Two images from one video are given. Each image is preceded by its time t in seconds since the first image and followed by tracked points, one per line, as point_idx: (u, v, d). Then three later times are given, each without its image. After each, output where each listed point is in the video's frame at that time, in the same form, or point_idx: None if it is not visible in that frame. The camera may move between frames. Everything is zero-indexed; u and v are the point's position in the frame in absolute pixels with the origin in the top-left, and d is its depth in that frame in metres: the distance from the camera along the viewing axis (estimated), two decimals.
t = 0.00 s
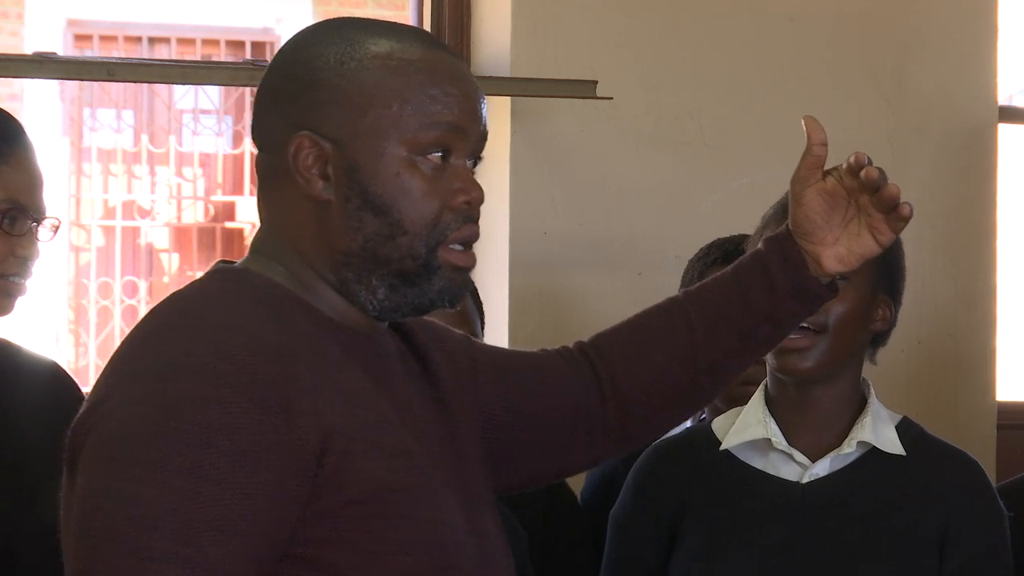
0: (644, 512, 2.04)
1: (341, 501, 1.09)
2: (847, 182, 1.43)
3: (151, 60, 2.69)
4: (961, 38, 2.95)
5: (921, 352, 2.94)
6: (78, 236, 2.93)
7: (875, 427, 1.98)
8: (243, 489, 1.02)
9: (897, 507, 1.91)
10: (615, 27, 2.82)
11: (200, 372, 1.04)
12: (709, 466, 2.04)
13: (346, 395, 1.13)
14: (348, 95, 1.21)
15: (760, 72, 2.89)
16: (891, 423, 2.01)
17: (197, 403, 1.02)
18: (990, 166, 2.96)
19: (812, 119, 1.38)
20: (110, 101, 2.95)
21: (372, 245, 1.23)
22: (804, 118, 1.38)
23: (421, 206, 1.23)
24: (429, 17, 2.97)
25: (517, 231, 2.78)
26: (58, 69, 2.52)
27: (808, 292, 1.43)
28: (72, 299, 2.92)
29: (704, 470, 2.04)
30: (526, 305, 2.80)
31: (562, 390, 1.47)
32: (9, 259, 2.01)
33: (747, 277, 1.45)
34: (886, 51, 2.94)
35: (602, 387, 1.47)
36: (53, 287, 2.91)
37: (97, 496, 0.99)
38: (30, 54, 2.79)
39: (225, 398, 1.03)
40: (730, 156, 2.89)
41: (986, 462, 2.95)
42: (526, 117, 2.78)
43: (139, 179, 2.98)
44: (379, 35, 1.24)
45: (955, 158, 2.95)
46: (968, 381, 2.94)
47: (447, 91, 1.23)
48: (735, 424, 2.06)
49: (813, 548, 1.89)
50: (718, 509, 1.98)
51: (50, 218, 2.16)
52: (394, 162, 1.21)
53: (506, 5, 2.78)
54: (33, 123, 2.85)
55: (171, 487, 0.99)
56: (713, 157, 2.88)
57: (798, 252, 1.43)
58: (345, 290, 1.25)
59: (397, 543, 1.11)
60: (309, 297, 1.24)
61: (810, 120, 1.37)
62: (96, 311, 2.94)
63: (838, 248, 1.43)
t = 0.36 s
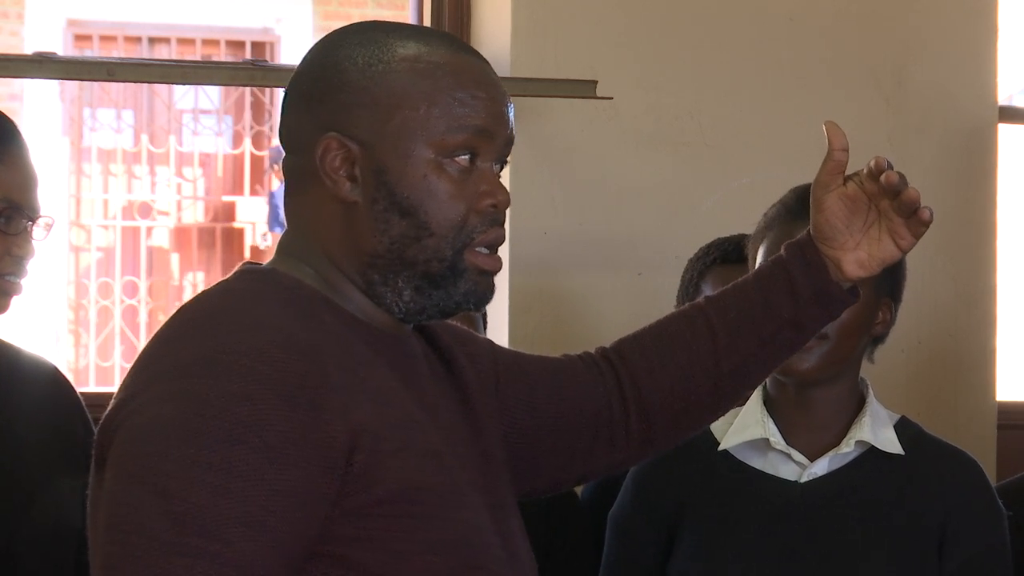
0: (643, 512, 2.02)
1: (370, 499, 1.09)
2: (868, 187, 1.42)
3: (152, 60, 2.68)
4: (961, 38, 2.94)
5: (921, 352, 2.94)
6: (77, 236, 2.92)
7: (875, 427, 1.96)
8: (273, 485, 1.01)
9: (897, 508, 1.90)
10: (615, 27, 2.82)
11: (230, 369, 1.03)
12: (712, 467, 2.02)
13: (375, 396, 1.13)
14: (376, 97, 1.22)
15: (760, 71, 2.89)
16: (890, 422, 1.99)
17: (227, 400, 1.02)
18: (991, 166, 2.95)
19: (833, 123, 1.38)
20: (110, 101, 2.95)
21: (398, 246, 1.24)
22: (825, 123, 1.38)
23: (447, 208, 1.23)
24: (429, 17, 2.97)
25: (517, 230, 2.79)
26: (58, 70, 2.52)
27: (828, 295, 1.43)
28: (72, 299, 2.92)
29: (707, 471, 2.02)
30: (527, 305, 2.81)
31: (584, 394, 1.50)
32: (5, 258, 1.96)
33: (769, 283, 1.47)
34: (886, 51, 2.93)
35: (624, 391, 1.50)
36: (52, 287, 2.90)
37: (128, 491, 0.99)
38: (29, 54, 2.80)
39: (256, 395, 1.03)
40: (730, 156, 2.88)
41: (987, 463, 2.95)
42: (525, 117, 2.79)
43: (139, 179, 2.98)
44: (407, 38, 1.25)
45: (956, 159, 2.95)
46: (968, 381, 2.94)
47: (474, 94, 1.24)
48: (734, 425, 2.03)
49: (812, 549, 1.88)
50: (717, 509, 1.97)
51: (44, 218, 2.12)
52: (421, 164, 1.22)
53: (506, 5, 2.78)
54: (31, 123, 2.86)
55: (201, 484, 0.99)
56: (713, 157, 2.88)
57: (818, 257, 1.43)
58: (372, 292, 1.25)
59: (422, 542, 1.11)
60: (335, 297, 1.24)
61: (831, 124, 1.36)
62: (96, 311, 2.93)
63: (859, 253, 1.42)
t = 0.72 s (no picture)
0: (639, 512, 2.01)
1: (400, 501, 1.08)
2: (866, 194, 1.43)
3: (153, 59, 2.68)
4: (961, 38, 2.94)
5: (921, 352, 2.94)
6: (77, 236, 2.92)
7: (870, 427, 1.96)
8: (302, 488, 1.01)
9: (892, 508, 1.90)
10: (615, 27, 2.82)
11: (256, 370, 1.03)
12: (707, 468, 2.02)
13: (398, 394, 1.14)
14: (388, 94, 1.22)
15: (760, 72, 2.89)
16: (885, 422, 1.98)
17: (255, 402, 1.01)
18: (991, 166, 2.95)
19: (831, 130, 1.38)
20: (110, 101, 2.95)
21: (414, 244, 1.24)
22: (823, 130, 1.38)
23: (461, 204, 1.24)
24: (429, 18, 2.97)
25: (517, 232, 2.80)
26: (58, 70, 2.52)
27: (826, 303, 1.44)
28: (72, 299, 2.92)
29: (702, 472, 2.02)
30: (527, 304, 2.82)
31: (582, 399, 1.50)
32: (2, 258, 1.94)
33: (767, 289, 1.47)
34: (886, 51, 2.93)
35: (621, 398, 1.51)
36: (51, 287, 2.91)
37: (156, 496, 0.98)
38: (29, 54, 2.80)
39: (282, 397, 1.02)
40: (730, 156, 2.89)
41: (987, 463, 2.95)
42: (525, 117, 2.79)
43: (139, 179, 2.98)
44: (415, 34, 1.25)
45: (955, 159, 2.95)
46: (969, 380, 2.94)
47: (485, 90, 1.25)
48: (730, 426, 2.03)
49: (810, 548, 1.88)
50: (715, 509, 1.96)
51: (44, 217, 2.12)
52: (435, 160, 1.23)
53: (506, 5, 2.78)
54: (31, 124, 2.86)
55: (230, 487, 0.98)
56: (713, 157, 2.88)
57: (816, 263, 1.44)
58: (387, 291, 1.26)
59: (452, 543, 1.11)
60: (351, 298, 1.25)
61: (830, 132, 1.37)
62: (95, 311, 2.94)
63: (857, 259, 1.43)
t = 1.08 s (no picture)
0: (638, 513, 2.01)
1: (412, 502, 1.08)
2: (865, 186, 1.43)
3: (153, 59, 2.68)
4: (961, 38, 2.94)
5: (921, 351, 2.94)
6: (77, 236, 2.92)
7: (868, 428, 1.95)
8: (316, 492, 1.00)
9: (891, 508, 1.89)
10: (615, 26, 2.82)
11: (266, 372, 1.02)
12: (705, 468, 2.01)
13: (406, 394, 1.15)
14: (390, 90, 1.22)
15: (760, 71, 2.89)
16: (883, 422, 1.98)
17: (266, 405, 1.00)
18: (991, 166, 2.95)
19: (829, 124, 1.38)
20: (110, 101, 2.94)
21: (419, 241, 1.24)
22: (821, 123, 1.38)
23: (467, 199, 1.24)
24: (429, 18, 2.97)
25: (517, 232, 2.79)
26: (58, 69, 2.51)
27: (826, 298, 1.44)
28: (72, 299, 2.92)
29: (700, 472, 2.01)
30: (527, 304, 2.82)
31: (582, 398, 1.50)
32: (3, 258, 1.93)
33: (765, 285, 1.47)
34: (886, 51, 2.93)
35: (621, 394, 1.50)
36: (52, 288, 2.90)
37: (168, 502, 0.97)
38: (29, 54, 2.80)
39: (293, 399, 1.02)
40: (730, 156, 2.88)
41: (987, 463, 2.94)
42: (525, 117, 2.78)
43: (139, 179, 2.98)
44: (415, 30, 1.25)
45: (956, 159, 2.95)
46: (969, 380, 2.93)
47: (487, 84, 1.25)
48: (728, 426, 2.02)
49: (809, 548, 1.88)
50: (712, 510, 1.96)
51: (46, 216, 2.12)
52: (439, 156, 1.23)
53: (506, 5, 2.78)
54: (31, 124, 2.86)
55: (242, 492, 0.97)
56: (713, 157, 2.88)
57: (815, 257, 1.44)
58: (393, 289, 1.25)
59: (467, 542, 1.10)
60: (356, 297, 1.24)
61: (828, 125, 1.37)
62: (96, 311, 2.93)
63: (856, 253, 1.43)
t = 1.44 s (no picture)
0: (640, 514, 2.01)
1: (411, 503, 1.08)
2: (868, 186, 1.42)
3: (153, 59, 2.68)
4: (960, 38, 2.93)
5: (921, 351, 2.93)
6: (77, 236, 2.91)
7: (869, 428, 1.95)
8: (313, 493, 1.00)
9: (892, 509, 1.89)
10: (614, 26, 2.82)
11: (265, 373, 1.02)
12: (706, 468, 2.01)
13: (408, 396, 1.15)
14: (391, 89, 1.22)
15: (760, 71, 2.89)
16: (884, 423, 1.98)
17: (265, 406, 1.00)
18: (991, 166, 2.95)
19: (832, 123, 1.37)
20: (110, 101, 2.94)
21: (420, 239, 1.23)
22: (823, 122, 1.37)
23: (469, 198, 1.24)
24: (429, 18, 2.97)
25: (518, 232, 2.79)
26: (58, 70, 2.51)
27: (830, 299, 1.43)
28: (72, 299, 2.91)
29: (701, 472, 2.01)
30: (527, 304, 2.81)
31: (585, 399, 1.50)
32: (10, 259, 1.93)
33: (769, 285, 1.46)
34: (886, 51, 2.93)
35: (624, 395, 1.51)
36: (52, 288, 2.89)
37: (165, 504, 0.97)
38: (29, 54, 2.80)
39: (291, 400, 1.01)
40: (730, 157, 2.88)
41: (987, 464, 2.94)
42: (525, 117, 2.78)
43: (139, 179, 2.97)
44: (416, 29, 1.25)
45: (956, 159, 2.95)
46: (969, 380, 2.93)
47: (489, 82, 1.25)
48: (730, 426, 2.02)
49: (809, 550, 1.87)
50: (712, 509, 1.96)
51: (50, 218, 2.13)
52: (440, 155, 1.23)
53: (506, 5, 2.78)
54: (32, 123, 2.86)
55: (239, 494, 0.97)
56: (713, 158, 2.87)
57: (819, 257, 1.42)
58: (394, 289, 1.25)
59: (465, 544, 1.10)
60: (358, 298, 1.24)
61: (830, 124, 1.36)
62: (96, 311, 2.92)
63: (860, 253, 1.41)
